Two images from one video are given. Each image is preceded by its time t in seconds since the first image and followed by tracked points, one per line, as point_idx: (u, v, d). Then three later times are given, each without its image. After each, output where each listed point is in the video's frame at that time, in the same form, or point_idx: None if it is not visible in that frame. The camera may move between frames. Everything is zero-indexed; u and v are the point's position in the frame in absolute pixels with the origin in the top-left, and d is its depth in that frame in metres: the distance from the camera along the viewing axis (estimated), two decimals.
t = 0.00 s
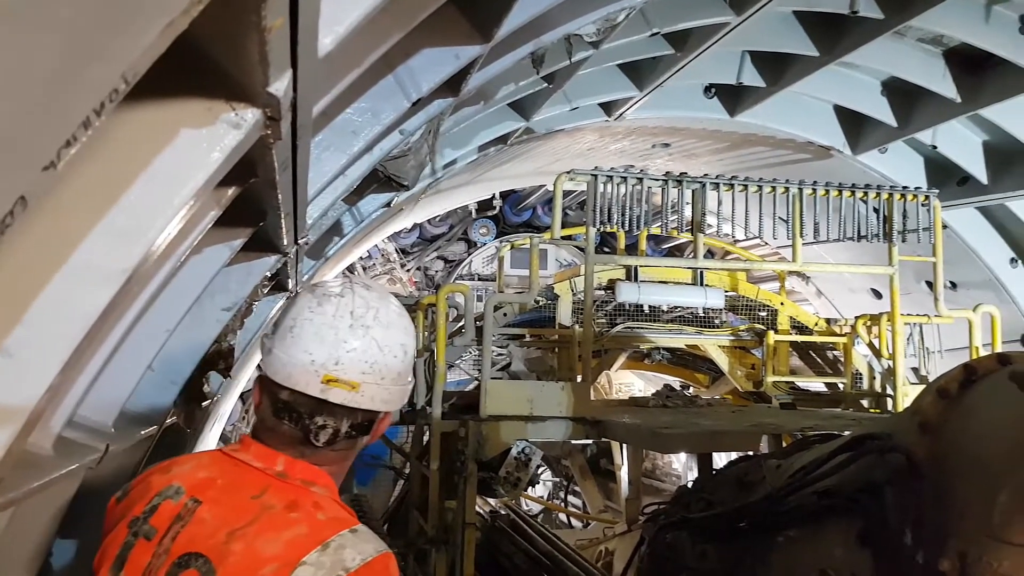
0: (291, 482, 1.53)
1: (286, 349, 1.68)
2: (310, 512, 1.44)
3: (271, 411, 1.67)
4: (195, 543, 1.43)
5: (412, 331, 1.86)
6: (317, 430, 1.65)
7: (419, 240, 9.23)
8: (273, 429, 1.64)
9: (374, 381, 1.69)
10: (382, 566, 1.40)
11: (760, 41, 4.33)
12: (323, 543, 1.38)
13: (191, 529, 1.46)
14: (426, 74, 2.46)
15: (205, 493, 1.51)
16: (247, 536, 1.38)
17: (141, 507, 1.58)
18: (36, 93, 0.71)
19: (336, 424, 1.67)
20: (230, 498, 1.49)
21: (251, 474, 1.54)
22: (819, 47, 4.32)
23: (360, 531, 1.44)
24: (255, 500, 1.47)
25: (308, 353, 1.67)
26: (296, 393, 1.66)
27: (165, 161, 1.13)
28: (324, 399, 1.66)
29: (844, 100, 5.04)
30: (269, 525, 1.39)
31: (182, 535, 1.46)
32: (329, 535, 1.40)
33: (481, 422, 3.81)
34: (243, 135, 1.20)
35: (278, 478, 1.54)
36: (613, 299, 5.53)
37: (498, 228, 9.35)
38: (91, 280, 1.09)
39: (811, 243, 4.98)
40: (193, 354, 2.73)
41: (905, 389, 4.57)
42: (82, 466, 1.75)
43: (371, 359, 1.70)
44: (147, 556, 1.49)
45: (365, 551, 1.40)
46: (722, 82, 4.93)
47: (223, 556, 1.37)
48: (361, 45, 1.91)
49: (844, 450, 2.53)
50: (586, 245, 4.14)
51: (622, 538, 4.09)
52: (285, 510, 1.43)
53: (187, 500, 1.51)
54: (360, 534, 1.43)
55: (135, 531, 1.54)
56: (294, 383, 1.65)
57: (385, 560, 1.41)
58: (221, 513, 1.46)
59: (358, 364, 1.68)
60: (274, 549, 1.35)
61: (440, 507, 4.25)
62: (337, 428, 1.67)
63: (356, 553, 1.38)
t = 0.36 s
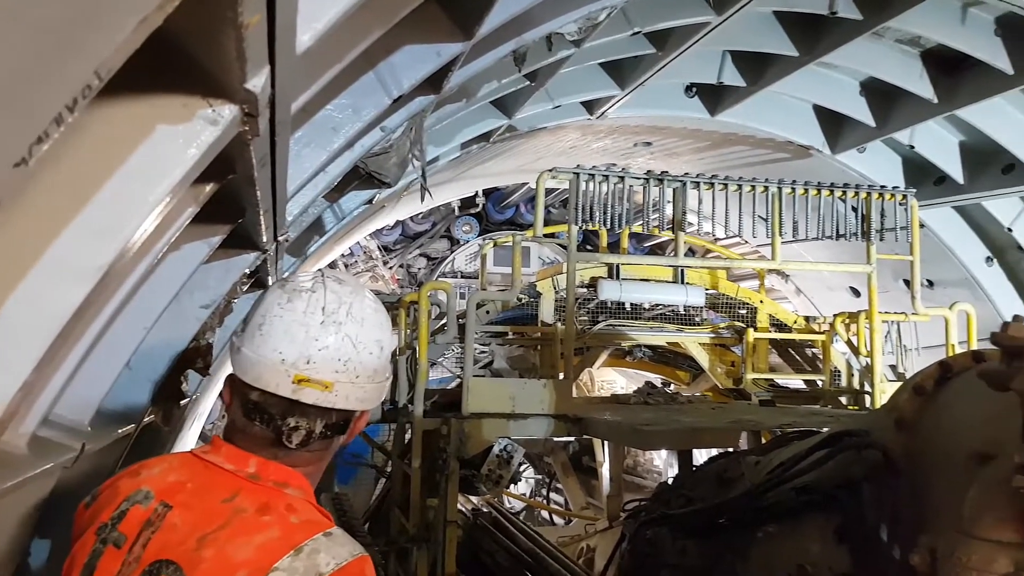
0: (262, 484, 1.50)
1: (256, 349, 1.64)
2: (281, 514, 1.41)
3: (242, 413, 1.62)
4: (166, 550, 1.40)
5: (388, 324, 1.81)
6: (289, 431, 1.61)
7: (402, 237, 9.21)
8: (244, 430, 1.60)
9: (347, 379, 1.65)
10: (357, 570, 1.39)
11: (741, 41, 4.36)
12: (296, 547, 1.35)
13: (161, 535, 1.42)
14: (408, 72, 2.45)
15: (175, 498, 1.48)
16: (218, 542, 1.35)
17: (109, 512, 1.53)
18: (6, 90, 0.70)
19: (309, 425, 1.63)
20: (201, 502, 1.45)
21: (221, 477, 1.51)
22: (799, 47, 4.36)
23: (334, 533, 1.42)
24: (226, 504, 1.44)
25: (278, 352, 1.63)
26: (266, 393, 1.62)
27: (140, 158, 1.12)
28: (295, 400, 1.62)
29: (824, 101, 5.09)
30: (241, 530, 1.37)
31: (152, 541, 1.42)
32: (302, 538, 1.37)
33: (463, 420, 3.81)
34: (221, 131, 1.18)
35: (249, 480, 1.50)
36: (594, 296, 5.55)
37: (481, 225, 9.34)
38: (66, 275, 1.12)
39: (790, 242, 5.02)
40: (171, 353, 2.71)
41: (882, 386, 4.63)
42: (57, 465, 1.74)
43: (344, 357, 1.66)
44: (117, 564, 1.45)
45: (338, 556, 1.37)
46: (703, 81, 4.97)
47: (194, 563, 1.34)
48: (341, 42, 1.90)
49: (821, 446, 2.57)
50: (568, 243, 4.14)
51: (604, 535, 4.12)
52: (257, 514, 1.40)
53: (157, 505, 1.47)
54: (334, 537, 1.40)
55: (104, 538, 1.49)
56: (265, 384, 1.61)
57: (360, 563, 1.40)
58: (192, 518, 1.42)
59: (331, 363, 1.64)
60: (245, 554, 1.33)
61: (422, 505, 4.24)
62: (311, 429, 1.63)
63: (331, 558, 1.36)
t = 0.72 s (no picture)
0: (239, 488, 1.44)
1: (217, 361, 1.54)
2: (259, 519, 1.34)
3: (206, 421, 1.55)
4: (138, 556, 1.34)
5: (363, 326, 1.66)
6: (252, 444, 1.52)
7: (380, 235, 9.18)
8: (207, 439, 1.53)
9: (311, 394, 1.53)
10: None
11: (715, 41, 4.40)
12: (274, 554, 1.28)
13: (133, 540, 1.36)
14: (382, 69, 2.45)
15: (148, 501, 1.42)
16: (193, 548, 1.29)
17: (79, 515, 1.47)
18: None
19: (274, 438, 1.53)
20: (175, 506, 1.39)
21: (195, 481, 1.44)
22: (773, 47, 4.40)
23: (315, 538, 1.35)
24: (201, 508, 1.38)
25: (236, 366, 1.52)
26: (227, 406, 1.53)
27: (107, 154, 1.12)
28: (255, 415, 1.51)
29: (798, 101, 5.15)
30: (217, 535, 1.30)
31: (124, 546, 1.36)
32: (281, 543, 1.30)
33: (439, 419, 3.79)
34: (188, 128, 1.18)
35: (224, 485, 1.44)
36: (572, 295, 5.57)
37: (460, 224, 9.33)
38: (31, 275, 1.06)
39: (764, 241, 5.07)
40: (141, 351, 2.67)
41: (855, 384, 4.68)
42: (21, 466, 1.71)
43: (307, 371, 1.53)
44: (90, 567, 1.39)
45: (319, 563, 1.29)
46: (678, 81, 5.00)
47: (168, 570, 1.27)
48: (312, 39, 1.89)
49: (794, 443, 2.68)
50: (545, 241, 4.15)
51: (580, 532, 4.15)
52: (233, 519, 1.34)
53: (129, 508, 1.42)
54: (314, 542, 1.33)
55: (75, 541, 1.43)
56: (224, 399, 1.51)
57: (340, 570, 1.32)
58: (165, 522, 1.36)
59: (291, 378, 1.51)
60: (222, 561, 1.26)
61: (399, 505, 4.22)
62: (276, 441, 1.54)
63: (309, 564, 1.28)
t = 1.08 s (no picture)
0: (211, 494, 1.40)
1: (182, 367, 1.51)
2: (232, 527, 1.31)
3: (172, 426, 1.51)
4: (106, 563, 1.30)
5: (335, 328, 1.61)
6: (219, 452, 1.48)
7: (355, 233, 9.15)
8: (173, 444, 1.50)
9: (277, 401, 1.49)
10: None
11: (689, 40, 4.42)
12: (249, 562, 1.25)
13: (102, 547, 1.33)
14: (354, 66, 2.44)
15: (118, 506, 1.38)
16: (165, 556, 1.26)
17: (47, 520, 1.43)
18: None
19: (241, 445, 1.50)
20: (146, 512, 1.36)
21: (167, 487, 1.41)
22: (746, 47, 4.44)
23: (291, 545, 1.32)
24: (173, 515, 1.34)
25: (200, 372, 1.48)
26: (189, 414, 1.49)
27: (68, 150, 1.10)
28: (220, 423, 1.48)
29: (770, 100, 5.20)
30: (190, 543, 1.27)
31: (91, 553, 1.33)
32: (256, 551, 1.27)
33: (415, 417, 3.78)
34: (152, 125, 1.16)
35: (197, 491, 1.40)
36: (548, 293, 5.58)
37: (437, 222, 9.31)
38: None
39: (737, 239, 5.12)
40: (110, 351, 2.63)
41: (826, 380, 4.74)
42: None
43: (274, 377, 1.49)
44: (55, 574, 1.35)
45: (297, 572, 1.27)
46: (652, 79, 5.02)
47: None
48: (280, 35, 1.88)
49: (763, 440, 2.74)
50: (521, 240, 4.15)
51: (556, 529, 4.17)
52: (207, 526, 1.30)
53: (98, 513, 1.38)
54: (292, 549, 1.30)
55: (42, 547, 1.39)
56: (188, 406, 1.48)
57: None
58: (135, 529, 1.33)
59: (256, 385, 1.47)
60: (195, 569, 1.23)
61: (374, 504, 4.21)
62: (243, 448, 1.50)
63: (287, 573, 1.26)
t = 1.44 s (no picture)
0: (173, 497, 1.39)
1: (130, 377, 1.48)
2: (194, 531, 1.30)
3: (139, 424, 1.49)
4: (67, 569, 1.29)
5: (289, 332, 1.54)
6: (170, 459, 1.43)
7: (331, 230, 9.10)
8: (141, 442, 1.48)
9: (223, 413, 1.43)
10: None
11: (664, 41, 4.44)
12: (213, 565, 1.25)
13: (62, 553, 1.32)
14: (327, 61, 2.42)
15: (79, 511, 1.37)
16: (126, 561, 1.25)
17: (7, 525, 1.41)
18: None
19: (191, 453, 1.44)
20: (108, 516, 1.35)
21: (128, 491, 1.39)
22: (721, 48, 4.48)
23: (256, 545, 1.32)
24: (134, 519, 1.33)
25: (144, 383, 1.44)
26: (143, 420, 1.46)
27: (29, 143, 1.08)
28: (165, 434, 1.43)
29: (744, 102, 5.25)
30: (151, 549, 1.26)
31: (52, 559, 1.31)
32: (221, 554, 1.27)
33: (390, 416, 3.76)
34: (116, 118, 1.15)
35: (157, 495, 1.38)
36: (524, 291, 5.59)
37: (413, 220, 9.28)
38: None
39: (711, 239, 5.17)
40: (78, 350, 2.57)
41: (797, 378, 4.80)
42: None
43: (218, 388, 1.43)
44: None
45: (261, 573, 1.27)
46: (627, 79, 5.04)
47: None
48: (251, 30, 1.86)
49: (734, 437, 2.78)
50: (497, 238, 4.15)
51: (530, 526, 4.19)
52: (169, 530, 1.30)
53: (58, 518, 1.36)
54: (258, 551, 1.31)
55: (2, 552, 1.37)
56: (135, 417, 1.45)
57: None
58: (96, 534, 1.32)
59: (199, 397, 1.42)
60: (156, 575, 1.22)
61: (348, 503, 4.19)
62: (195, 454, 1.44)
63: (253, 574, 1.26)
